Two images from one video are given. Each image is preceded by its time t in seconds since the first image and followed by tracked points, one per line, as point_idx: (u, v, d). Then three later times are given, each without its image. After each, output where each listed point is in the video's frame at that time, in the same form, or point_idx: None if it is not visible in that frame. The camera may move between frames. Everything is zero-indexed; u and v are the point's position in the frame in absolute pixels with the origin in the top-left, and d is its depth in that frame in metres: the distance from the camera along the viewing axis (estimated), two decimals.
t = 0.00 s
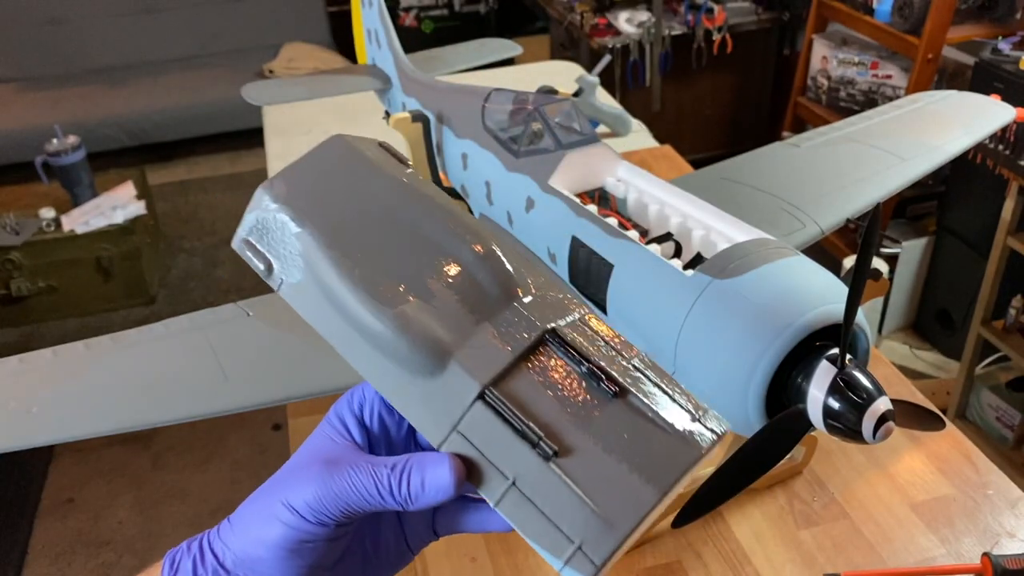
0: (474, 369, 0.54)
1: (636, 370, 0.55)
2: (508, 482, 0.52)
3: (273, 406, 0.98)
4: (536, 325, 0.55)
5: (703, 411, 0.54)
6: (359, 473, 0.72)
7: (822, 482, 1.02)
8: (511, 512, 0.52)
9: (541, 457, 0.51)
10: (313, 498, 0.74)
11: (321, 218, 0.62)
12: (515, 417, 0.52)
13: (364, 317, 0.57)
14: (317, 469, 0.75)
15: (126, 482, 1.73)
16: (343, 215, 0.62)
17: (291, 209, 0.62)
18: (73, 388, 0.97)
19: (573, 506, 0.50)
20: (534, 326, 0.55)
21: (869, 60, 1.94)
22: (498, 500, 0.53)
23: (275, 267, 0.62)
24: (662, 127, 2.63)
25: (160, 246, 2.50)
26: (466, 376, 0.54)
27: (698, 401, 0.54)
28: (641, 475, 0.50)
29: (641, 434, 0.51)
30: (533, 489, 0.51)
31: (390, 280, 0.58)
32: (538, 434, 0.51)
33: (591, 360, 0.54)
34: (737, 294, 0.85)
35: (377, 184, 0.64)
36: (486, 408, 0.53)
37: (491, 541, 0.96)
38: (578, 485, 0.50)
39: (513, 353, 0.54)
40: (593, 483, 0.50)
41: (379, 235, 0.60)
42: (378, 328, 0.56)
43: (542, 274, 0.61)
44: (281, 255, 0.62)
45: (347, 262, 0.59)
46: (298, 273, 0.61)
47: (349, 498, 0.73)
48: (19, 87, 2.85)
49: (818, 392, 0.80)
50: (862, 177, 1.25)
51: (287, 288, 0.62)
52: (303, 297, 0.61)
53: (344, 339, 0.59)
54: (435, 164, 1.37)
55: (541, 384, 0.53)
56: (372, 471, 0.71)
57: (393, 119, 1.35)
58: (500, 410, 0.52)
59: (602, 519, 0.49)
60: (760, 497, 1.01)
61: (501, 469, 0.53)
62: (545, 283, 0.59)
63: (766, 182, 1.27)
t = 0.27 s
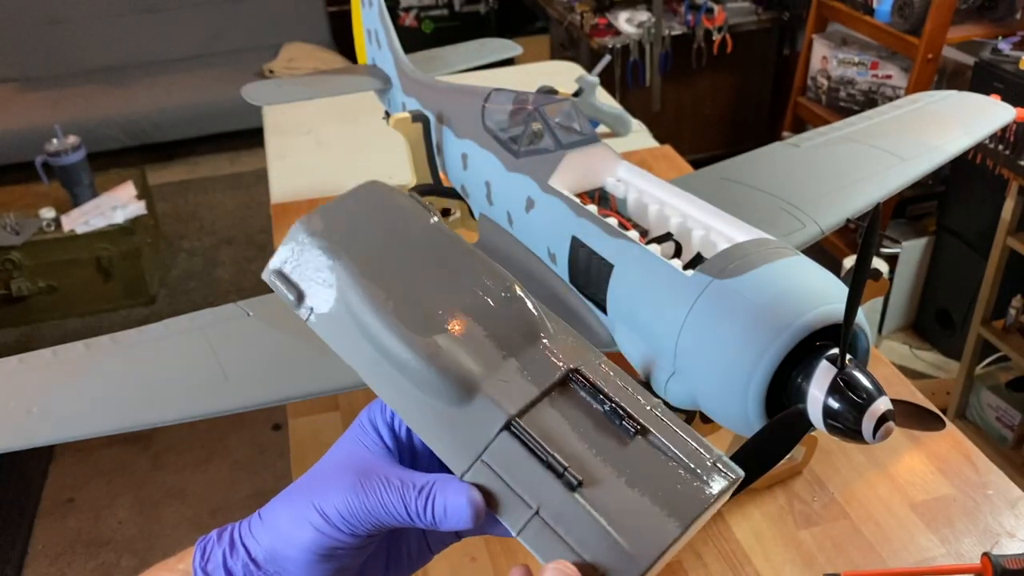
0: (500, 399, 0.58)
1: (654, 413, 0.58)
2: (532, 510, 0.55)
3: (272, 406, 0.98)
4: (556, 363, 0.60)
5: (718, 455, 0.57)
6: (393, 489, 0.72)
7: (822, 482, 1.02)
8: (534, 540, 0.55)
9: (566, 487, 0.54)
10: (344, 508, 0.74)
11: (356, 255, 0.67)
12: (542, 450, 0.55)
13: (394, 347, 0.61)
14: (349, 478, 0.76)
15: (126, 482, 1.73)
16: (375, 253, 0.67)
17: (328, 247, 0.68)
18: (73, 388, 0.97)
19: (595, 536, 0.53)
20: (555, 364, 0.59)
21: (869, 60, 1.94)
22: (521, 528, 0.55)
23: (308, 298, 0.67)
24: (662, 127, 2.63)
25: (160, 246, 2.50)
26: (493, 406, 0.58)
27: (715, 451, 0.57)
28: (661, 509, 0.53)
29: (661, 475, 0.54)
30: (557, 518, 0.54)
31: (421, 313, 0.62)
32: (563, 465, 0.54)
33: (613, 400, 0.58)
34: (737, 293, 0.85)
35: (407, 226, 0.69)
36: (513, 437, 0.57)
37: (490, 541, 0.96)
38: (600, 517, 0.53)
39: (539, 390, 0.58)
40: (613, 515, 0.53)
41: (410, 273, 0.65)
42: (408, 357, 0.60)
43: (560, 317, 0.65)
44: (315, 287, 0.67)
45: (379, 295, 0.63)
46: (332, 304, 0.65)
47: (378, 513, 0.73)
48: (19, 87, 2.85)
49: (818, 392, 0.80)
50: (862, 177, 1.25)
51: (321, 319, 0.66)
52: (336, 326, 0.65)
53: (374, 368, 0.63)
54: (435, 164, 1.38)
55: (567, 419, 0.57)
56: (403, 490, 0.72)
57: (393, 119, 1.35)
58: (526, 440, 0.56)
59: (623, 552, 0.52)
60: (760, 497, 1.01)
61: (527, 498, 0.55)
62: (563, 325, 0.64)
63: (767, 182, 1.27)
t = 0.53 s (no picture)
0: (536, 397, 0.50)
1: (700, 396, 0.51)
2: (582, 510, 0.47)
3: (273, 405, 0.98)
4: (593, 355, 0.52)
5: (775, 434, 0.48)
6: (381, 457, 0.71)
7: (822, 482, 1.02)
8: (590, 543, 0.47)
9: (613, 481, 0.46)
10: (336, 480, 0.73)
11: (373, 270, 0.60)
12: (583, 442, 0.48)
13: (420, 356, 0.54)
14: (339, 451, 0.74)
15: (126, 482, 1.73)
16: (393, 265, 0.60)
17: (341, 263, 0.61)
18: (74, 388, 0.97)
19: (654, 530, 0.45)
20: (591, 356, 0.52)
21: (869, 61, 1.95)
22: (573, 530, 0.47)
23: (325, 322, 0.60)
24: (661, 127, 2.63)
25: (160, 246, 2.50)
26: (530, 405, 0.50)
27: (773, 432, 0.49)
28: (723, 493, 0.44)
29: (716, 457, 0.46)
30: (610, 516, 0.46)
31: (446, 318, 0.55)
32: (609, 458, 0.47)
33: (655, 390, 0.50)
34: (737, 294, 0.85)
35: (424, 236, 0.63)
36: (552, 436, 0.49)
37: (490, 540, 0.96)
38: (658, 509, 0.45)
39: (575, 385, 0.50)
40: (674, 507, 0.45)
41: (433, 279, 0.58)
42: (436, 366, 0.53)
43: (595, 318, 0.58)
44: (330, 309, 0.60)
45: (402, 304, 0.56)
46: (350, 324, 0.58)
47: (369, 485, 0.72)
48: (20, 88, 2.85)
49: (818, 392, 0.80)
50: (862, 177, 1.25)
51: (342, 342, 0.59)
52: (358, 349, 0.58)
53: (400, 385, 0.55)
54: (435, 164, 1.38)
55: (608, 411, 0.49)
56: (392, 458, 0.70)
57: (393, 119, 1.35)
58: (567, 437, 0.48)
59: (690, 543, 0.44)
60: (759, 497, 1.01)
61: (572, 498, 0.47)
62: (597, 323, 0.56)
63: (767, 183, 1.27)
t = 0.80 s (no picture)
0: (590, 413, 0.50)
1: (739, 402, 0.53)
2: (648, 525, 0.47)
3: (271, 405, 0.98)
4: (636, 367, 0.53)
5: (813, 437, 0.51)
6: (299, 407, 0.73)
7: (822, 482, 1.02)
8: (655, 559, 0.47)
9: (678, 493, 0.47)
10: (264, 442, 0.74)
11: (402, 289, 0.58)
12: (641, 456, 0.48)
13: (460, 375, 0.53)
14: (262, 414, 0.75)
15: (127, 482, 1.73)
16: (421, 282, 0.59)
17: (370, 285, 0.59)
18: (73, 388, 0.97)
19: (724, 540, 0.46)
20: (635, 368, 0.53)
21: (869, 61, 1.94)
22: (638, 546, 0.46)
23: (357, 344, 0.58)
24: (662, 127, 2.63)
25: (160, 246, 2.50)
26: (585, 422, 0.50)
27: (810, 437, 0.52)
28: (783, 499, 0.47)
29: (769, 464, 0.48)
30: (678, 529, 0.46)
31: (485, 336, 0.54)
32: (671, 471, 0.47)
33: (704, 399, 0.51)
34: (736, 294, 0.85)
35: (444, 250, 0.62)
36: (610, 452, 0.48)
37: (490, 541, 0.96)
38: (727, 520, 0.46)
39: (626, 398, 0.51)
40: (741, 516, 0.46)
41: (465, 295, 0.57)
42: (481, 385, 0.52)
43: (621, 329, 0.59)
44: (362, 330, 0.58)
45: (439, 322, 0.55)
46: (383, 344, 0.56)
47: (290, 435, 0.73)
48: (20, 88, 2.85)
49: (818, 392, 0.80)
50: (862, 177, 1.25)
51: (377, 364, 0.57)
52: (393, 370, 0.56)
53: (435, 402, 0.53)
54: (435, 164, 1.38)
55: (663, 425, 0.50)
56: (309, 405, 0.72)
57: (393, 119, 1.35)
58: (626, 452, 0.48)
59: (761, 552, 0.45)
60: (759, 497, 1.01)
61: (636, 513, 0.47)
62: (627, 335, 0.57)
63: (767, 183, 1.27)
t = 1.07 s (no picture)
0: (602, 404, 0.51)
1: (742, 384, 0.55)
2: (665, 512, 0.49)
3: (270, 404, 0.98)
4: (639, 355, 0.54)
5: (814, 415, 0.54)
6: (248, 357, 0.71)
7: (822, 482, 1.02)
8: (672, 544, 0.49)
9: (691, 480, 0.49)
10: (196, 396, 0.73)
11: (402, 281, 0.57)
12: (655, 445, 0.50)
13: (470, 371, 0.53)
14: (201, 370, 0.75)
15: (127, 481, 1.73)
16: (419, 274, 0.58)
17: (371, 278, 0.58)
18: (73, 389, 0.97)
19: (739, 523, 0.48)
20: (640, 357, 0.54)
21: (869, 61, 1.95)
22: (656, 535, 0.49)
23: (357, 339, 0.56)
24: (661, 127, 2.63)
25: (160, 246, 2.50)
26: (597, 413, 0.51)
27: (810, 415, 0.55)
28: (793, 480, 0.49)
29: (777, 446, 0.51)
30: (694, 516, 0.49)
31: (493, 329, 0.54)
32: (684, 458, 0.49)
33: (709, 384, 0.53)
34: (736, 294, 0.85)
35: (438, 237, 0.61)
36: (623, 442, 0.50)
37: (491, 541, 0.96)
38: (740, 504, 0.48)
39: (635, 387, 0.52)
40: (753, 499, 0.48)
41: (467, 284, 0.57)
42: (490, 380, 0.52)
43: (617, 314, 0.60)
44: (362, 325, 0.56)
45: (446, 316, 0.55)
46: (385, 339, 0.56)
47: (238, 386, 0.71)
48: (20, 88, 2.85)
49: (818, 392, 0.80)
50: (862, 177, 1.25)
51: (378, 361, 0.56)
52: (396, 365, 0.55)
53: (443, 398, 0.54)
54: (435, 164, 1.38)
55: (673, 414, 0.52)
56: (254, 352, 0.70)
57: (393, 119, 1.35)
58: (639, 442, 0.50)
59: (774, 534, 0.48)
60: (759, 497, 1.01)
61: (653, 501, 0.49)
62: (626, 321, 0.59)
63: (767, 182, 1.27)
